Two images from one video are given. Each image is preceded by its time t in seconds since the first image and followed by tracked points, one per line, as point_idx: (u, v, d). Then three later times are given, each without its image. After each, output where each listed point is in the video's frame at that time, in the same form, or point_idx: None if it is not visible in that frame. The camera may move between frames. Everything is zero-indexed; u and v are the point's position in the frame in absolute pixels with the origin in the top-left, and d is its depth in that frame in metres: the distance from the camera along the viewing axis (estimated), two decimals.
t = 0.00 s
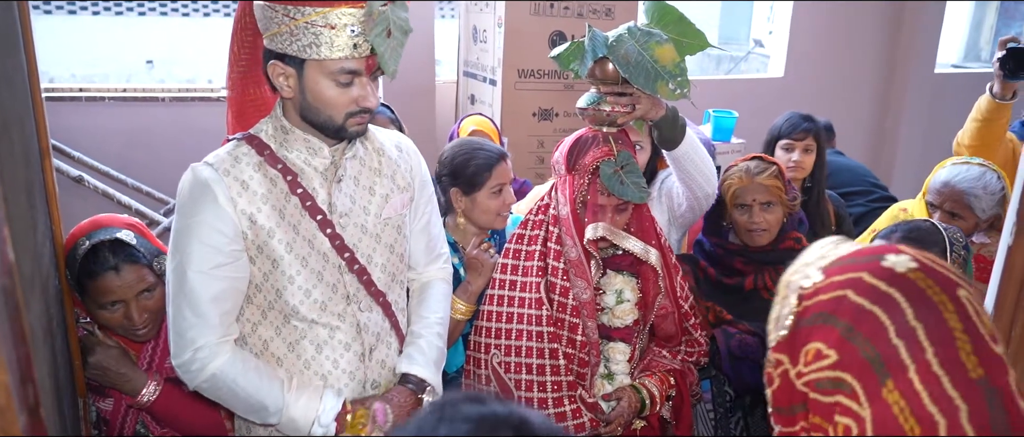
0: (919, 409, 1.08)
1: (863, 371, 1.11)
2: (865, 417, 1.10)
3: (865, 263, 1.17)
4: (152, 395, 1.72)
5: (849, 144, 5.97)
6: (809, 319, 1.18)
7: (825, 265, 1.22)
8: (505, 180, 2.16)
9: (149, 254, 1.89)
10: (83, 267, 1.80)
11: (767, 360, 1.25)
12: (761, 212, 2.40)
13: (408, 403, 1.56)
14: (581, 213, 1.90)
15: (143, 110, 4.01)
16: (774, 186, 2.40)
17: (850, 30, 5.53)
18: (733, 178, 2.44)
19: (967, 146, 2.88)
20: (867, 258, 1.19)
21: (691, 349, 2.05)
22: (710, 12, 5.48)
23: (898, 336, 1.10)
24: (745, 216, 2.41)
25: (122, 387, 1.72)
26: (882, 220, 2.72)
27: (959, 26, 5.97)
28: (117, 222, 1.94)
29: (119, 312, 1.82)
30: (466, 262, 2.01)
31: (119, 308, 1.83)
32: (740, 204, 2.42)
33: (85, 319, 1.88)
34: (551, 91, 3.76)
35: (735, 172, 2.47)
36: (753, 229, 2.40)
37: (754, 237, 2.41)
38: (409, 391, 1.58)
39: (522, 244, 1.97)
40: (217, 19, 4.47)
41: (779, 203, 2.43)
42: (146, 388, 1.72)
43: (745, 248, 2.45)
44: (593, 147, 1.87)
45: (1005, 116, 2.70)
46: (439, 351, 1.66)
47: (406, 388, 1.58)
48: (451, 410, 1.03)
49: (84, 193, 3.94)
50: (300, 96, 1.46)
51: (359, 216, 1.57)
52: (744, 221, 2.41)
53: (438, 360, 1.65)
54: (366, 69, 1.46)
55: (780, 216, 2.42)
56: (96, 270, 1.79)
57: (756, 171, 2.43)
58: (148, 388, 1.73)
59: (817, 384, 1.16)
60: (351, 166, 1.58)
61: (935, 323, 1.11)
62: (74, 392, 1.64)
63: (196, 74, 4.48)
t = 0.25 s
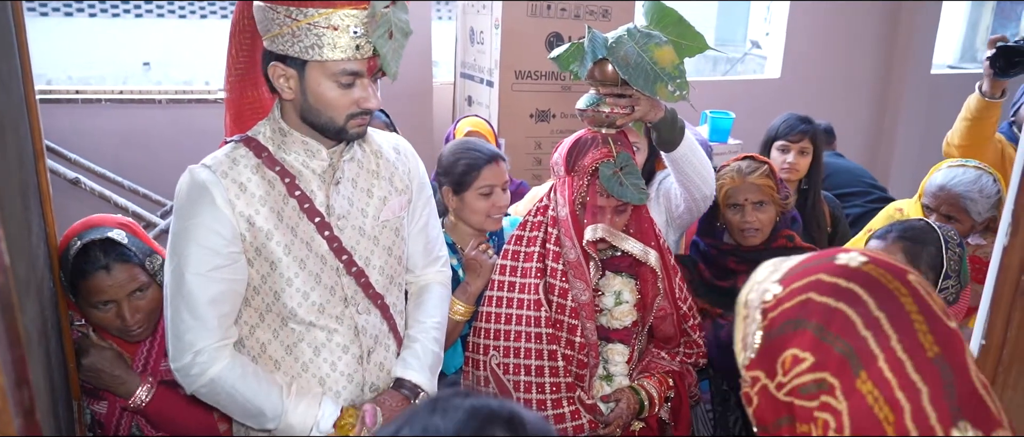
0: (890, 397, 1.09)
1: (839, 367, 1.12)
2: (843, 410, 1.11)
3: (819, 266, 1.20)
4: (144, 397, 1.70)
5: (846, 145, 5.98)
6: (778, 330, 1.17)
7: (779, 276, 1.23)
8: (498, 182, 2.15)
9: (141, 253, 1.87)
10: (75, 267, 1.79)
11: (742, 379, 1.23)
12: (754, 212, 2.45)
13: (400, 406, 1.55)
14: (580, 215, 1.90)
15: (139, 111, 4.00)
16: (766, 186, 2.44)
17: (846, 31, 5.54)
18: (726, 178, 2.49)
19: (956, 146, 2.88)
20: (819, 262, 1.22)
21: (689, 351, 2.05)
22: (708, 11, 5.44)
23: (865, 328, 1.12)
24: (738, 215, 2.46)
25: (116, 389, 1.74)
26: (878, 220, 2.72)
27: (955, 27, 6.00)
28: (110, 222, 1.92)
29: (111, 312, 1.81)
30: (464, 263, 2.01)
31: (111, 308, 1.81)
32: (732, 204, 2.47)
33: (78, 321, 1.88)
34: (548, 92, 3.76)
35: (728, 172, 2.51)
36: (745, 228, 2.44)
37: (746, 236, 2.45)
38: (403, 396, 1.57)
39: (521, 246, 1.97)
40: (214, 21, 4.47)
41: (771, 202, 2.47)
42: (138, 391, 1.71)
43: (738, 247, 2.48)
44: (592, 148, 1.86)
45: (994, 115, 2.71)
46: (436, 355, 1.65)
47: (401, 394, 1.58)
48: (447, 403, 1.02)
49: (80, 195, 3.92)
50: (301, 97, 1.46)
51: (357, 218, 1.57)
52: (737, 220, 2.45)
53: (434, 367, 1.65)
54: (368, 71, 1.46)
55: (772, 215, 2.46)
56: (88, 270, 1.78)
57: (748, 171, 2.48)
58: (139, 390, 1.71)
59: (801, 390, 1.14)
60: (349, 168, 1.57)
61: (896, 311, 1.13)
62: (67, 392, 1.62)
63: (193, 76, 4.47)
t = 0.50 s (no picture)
0: (879, 391, 1.09)
1: (830, 364, 1.11)
2: (835, 406, 1.10)
3: (806, 268, 1.20)
4: (142, 398, 1.71)
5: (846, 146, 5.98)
6: (769, 333, 1.17)
7: (768, 281, 1.22)
8: (483, 186, 2.14)
9: (136, 253, 1.87)
10: (70, 268, 1.79)
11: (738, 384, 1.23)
12: (747, 212, 2.46)
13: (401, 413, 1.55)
14: (581, 216, 1.90)
15: (139, 113, 4.00)
16: (760, 187, 2.43)
17: (846, 32, 5.54)
18: (721, 178, 2.48)
19: (949, 149, 2.89)
20: (805, 265, 1.22)
21: (691, 352, 2.03)
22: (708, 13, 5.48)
23: (853, 324, 1.12)
24: (733, 215, 2.46)
25: (113, 392, 1.73)
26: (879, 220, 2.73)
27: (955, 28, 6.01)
28: (106, 223, 1.92)
29: (108, 312, 1.81)
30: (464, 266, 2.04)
31: (108, 308, 1.82)
32: (727, 203, 2.47)
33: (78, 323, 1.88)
34: (548, 94, 3.76)
35: (722, 172, 2.50)
36: (739, 228, 2.45)
37: (740, 236, 2.46)
38: (405, 403, 1.57)
39: (522, 247, 1.96)
40: (214, 23, 4.47)
41: (764, 203, 2.48)
42: (136, 392, 1.72)
43: (732, 246, 2.49)
44: (593, 150, 1.86)
45: (987, 117, 2.71)
46: (438, 360, 1.65)
47: (403, 400, 1.58)
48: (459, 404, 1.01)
49: (80, 197, 3.92)
50: (302, 99, 1.46)
51: (358, 220, 1.57)
52: (731, 221, 2.46)
53: (438, 373, 1.65)
54: (369, 72, 1.46)
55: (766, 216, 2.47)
56: (82, 270, 1.78)
57: (743, 171, 2.46)
58: (137, 391, 1.72)
59: (796, 389, 1.14)
60: (351, 170, 1.57)
61: (882, 307, 1.13)
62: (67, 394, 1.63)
63: (194, 78, 4.47)
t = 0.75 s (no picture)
0: (904, 381, 1.09)
1: (854, 356, 1.10)
2: (859, 397, 1.09)
3: (829, 263, 1.19)
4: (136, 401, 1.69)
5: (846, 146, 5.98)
6: (792, 326, 1.15)
7: (792, 277, 1.21)
8: (474, 190, 2.16)
9: (132, 253, 1.87)
10: (65, 268, 1.79)
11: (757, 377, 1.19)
12: (738, 205, 2.52)
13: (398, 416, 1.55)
14: (580, 216, 1.90)
15: (139, 113, 4.00)
16: (750, 181, 2.49)
17: (845, 32, 5.54)
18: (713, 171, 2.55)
19: (942, 151, 2.89)
20: (828, 261, 1.21)
21: (689, 352, 2.03)
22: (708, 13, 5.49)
23: (878, 316, 1.11)
24: (724, 208, 2.52)
25: (109, 393, 1.71)
26: (880, 220, 2.73)
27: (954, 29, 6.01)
28: (102, 222, 1.92)
29: (103, 312, 1.81)
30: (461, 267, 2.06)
31: (104, 308, 1.81)
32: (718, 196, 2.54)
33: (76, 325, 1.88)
34: (547, 94, 3.76)
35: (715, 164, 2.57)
36: (728, 221, 2.52)
37: (729, 228, 2.53)
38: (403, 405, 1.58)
39: (521, 247, 1.96)
40: (213, 23, 4.47)
41: (755, 197, 2.53)
42: (130, 395, 1.70)
43: (721, 238, 2.56)
44: (592, 150, 1.86)
45: (980, 122, 2.71)
46: (438, 360, 1.65)
47: (402, 402, 1.58)
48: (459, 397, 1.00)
49: (80, 197, 3.92)
50: (300, 99, 1.46)
51: (356, 220, 1.57)
52: (721, 213, 2.52)
53: (438, 375, 1.65)
54: (367, 70, 1.46)
55: (756, 209, 2.53)
56: (77, 270, 1.78)
57: (734, 166, 2.53)
58: (132, 393, 1.70)
59: (819, 381, 1.12)
60: (348, 170, 1.57)
61: (906, 300, 1.13)
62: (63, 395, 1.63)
63: (193, 78, 4.47)
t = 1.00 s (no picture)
0: (917, 373, 1.09)
1: (868, 348, 1.11)
2: (871, 387, 1.10)
3: (846, 257, 1.19)
4: (133, 402, 1.69)
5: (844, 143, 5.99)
6: (807, 317, 1.16)
7: (809, 269, 1.21)
8: (470, 188, 2.16)
9: (128, 253, 1.86)
10: (63, 268, 1.80)
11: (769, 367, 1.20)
12: (730, 201, 2.51)
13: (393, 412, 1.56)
14: (576, 213, 1.90)
15: (137, 112, 4.00)
16: (743, 178, 2.49)
17: (843, 29, 5.55)
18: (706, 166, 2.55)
19: (937, 148, 2.90)
20: (845, 255, 1.21)
21: (686, 349, 2.04)
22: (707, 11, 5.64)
23: (893, 309, 1.12)
24: (717, 203, 2.52)
25: (106, 394, 1.71)
26: (881, 216, 2.75)
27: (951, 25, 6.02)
28: (99, 222, 1.92)
29: (100, 312, 1.81)
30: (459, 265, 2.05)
31: (101, 308, 1.82)
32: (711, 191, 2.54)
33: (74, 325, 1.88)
34: (545, 92, 3.76)
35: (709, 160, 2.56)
36: (721, 215, 2.53)
37: (722, 223, 2.53)
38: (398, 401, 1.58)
39: (518, 244, 1.97)
40: (211, 22, 4.47)
41: (748, 193, 2.53)
42: (126, 397, 1.69)
43: (713, 233, 2.57)
44: (589, 147, 1.87)
45: (974, 118, 2.71)
46: (435, 357, 1.65)
47: (399, 399, 1.59)
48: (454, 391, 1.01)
49: (78, 196, 3.92)
50: (296, 97, 1.46)
51: (352, 217, 1.57)
52: (714, 208, 2.53)
53: (433, 370, 1.65)
54: (362, 66, 1.47)
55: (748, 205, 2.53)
56: (75, 270, 1.78)
57: (728, 161, 2.52)
58: (129, 394, 1.69)
59: (831, 370, 1.12)
60: (343, 168, 1.57)
61: (922, 295, 1.13)
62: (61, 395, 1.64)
63: (190, 78, 4.45)
